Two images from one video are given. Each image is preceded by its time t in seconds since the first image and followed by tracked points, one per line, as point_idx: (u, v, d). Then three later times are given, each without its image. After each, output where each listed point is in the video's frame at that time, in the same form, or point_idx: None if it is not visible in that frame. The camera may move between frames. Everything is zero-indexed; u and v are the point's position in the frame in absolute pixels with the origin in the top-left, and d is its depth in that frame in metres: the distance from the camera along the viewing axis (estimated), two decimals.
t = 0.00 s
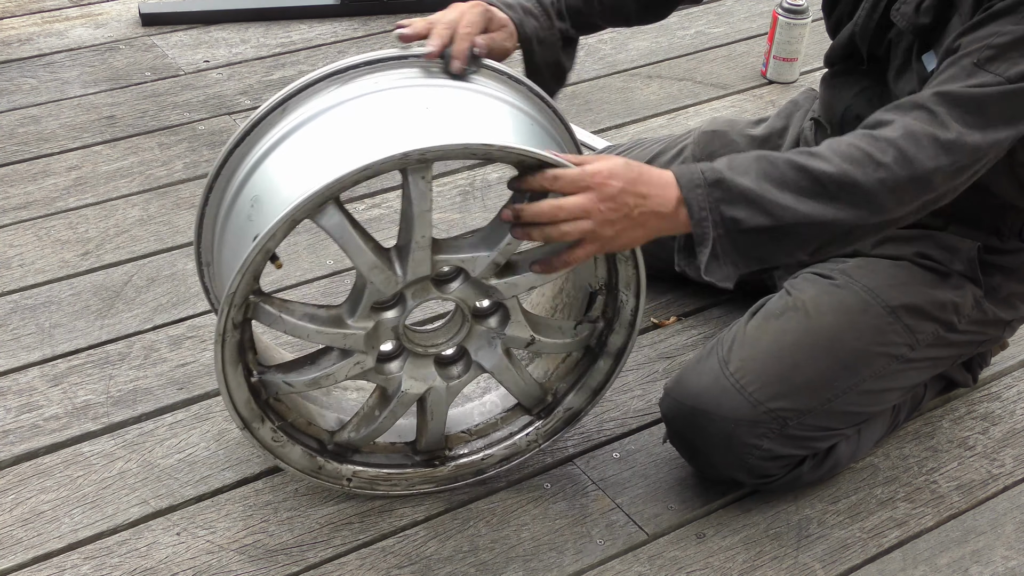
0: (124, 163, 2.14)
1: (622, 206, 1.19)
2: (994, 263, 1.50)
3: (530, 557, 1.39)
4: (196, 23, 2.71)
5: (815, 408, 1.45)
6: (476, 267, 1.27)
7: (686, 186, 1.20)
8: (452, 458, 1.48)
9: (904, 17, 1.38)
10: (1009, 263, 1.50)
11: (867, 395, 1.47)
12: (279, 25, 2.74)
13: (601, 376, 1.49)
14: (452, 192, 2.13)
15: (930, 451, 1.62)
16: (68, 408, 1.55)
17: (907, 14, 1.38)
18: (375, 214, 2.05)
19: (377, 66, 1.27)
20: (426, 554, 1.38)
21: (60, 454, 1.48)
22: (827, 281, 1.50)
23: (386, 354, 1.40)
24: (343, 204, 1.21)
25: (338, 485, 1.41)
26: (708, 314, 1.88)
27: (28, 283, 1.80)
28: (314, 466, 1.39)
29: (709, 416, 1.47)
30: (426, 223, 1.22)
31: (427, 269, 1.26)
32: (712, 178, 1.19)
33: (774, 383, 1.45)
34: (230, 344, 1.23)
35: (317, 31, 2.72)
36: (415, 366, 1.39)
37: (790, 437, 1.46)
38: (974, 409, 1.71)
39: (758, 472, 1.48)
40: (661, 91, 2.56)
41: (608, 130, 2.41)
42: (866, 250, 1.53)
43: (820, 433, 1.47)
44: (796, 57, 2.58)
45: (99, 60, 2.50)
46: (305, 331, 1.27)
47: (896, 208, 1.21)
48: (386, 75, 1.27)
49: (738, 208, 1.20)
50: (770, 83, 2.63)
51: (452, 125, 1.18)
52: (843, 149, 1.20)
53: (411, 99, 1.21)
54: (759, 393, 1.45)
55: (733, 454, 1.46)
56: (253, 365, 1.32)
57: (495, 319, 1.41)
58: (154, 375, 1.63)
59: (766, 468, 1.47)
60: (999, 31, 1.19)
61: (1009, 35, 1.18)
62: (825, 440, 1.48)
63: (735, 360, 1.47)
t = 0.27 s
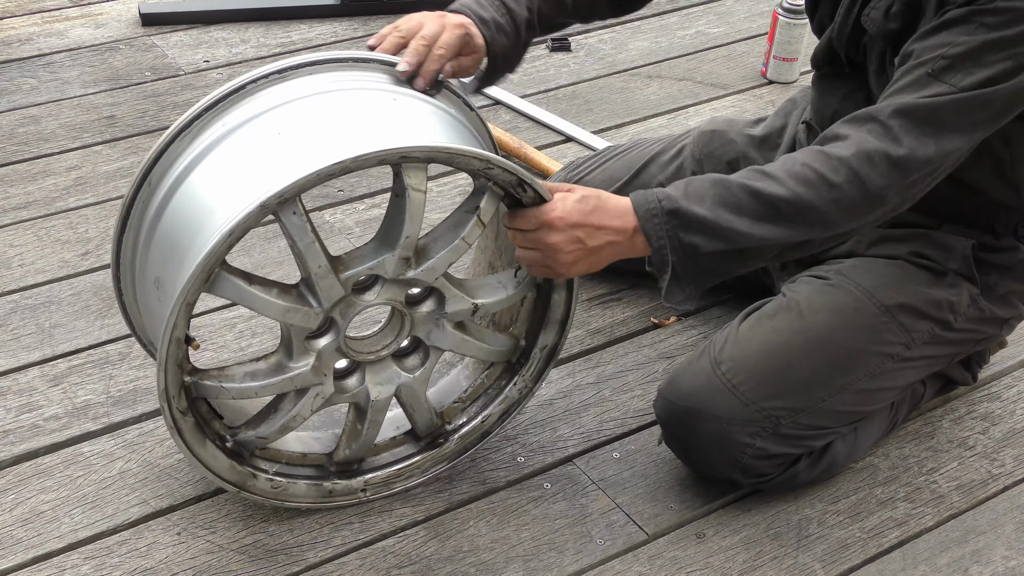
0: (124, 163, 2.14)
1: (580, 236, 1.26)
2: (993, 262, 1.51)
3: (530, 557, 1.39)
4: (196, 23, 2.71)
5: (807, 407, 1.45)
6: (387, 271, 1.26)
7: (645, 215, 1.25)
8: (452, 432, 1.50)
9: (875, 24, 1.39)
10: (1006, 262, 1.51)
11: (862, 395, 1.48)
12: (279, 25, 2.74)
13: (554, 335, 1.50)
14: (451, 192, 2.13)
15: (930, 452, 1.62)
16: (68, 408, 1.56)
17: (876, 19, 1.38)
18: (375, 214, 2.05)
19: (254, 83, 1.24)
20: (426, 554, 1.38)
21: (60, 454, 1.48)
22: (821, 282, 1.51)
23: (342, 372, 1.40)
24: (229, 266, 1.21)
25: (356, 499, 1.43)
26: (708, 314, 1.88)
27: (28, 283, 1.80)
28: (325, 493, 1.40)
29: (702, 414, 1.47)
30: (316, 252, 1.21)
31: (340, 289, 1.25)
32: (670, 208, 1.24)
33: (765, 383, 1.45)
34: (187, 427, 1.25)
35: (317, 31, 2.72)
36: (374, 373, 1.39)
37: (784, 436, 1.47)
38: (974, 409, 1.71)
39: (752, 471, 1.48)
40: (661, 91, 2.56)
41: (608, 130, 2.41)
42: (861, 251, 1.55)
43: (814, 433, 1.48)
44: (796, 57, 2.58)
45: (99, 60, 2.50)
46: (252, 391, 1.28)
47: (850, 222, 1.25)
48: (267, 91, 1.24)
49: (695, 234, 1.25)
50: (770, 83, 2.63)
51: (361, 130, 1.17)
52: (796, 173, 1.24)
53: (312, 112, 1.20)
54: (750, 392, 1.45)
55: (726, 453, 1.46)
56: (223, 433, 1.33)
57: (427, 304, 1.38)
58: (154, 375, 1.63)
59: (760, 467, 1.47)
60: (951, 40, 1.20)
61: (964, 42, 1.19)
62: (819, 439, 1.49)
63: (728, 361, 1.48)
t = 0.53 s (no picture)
0: (124, 163, 2.14)
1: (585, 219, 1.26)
2: (988, 258, 1.50)
3: (530, 557, 1.39)
4: (196, 23, 2.71)
5: (806, 404, 1.45)
6: (387, 272, 1.25)
7: (654, 199, 1.25)
8: (501, 407, 1.51)
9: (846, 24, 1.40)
10: (999, 256, 1.50)
11: (860, 392, 1.48)
12: (278, 25, 2.74)
13: (583, 300, 1.45)
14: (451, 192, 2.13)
15: (930, 452, 1.62)
16: (68, 408, 1.56)
17: (848, 18, 1.40)
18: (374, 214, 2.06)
19: (240, 100, 1.23)
20: (426, 554, 1.38)
21: (60, 454, 1.48)
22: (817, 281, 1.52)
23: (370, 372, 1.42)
24: (229, 294, 1.23)
25: (413, 485, 1.46)
26: (708, 314, 1.88)
27: (28, 283, 1.80)
28: (380, 484, 1.44)
29: (698, 413, 1.46)
30: (309, 267, 1.21)
31: (342, 298, 1.25)
32: (679, 192, 1.25)
33: (762, 381, 1.45)
34: (226, 449, 1.29)
35: (317, 31, 2.72)
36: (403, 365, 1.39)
37: (782, 434, 1.46)
38: (974, 409, 1.71)
39: (750, 470, 1.48)
40: (661, 91, 2.56)
41: (608, 130, 2.41)
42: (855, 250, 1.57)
43: (813, 430, 1.48)
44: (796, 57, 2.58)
45: (99, 60, 2.50)
46: (280, 406, 1.30)
47: (856, 220, 1.26)
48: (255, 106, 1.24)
49: (704, 221, 1.26)
50: (770, 83, 2.63)
51: (353, 130, 1.16)
52: (804, 165, 1.25)
53: (300, 121, 1.19)
54: (748, 389, 1.45)
55: (723, 452, 1.46)
56: (267, 444, 1.37)
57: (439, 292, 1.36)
58: (154, 375, 1.63)
59: (758, 465, 1.47)
60: (927, 32, 1.21)
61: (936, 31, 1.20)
62: (819, 438, 1.49)
63: (724, 360, 1.48)
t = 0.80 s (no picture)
0: (124, 163, 2.14)
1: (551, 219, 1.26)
2: (989, 256, 1.51)
3: (530, 557, 1.39)
4: (196, 23, 2.72)
5: (807, 403, 1.45)
6: (342, 285, 1.25)
7: (617, 189, 1.26)
8: (486, 390, 1.52)
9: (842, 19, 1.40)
10: (1002, 254, 1.50)
11: (862, 391, 1.48)
12: (279, 25, 2.74)
13: (548, 273, 1.43)
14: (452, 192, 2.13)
15: (931, 452, 1.62)
16: (68, 408, 1.56)
17: (841, 8, 1.40)
18: (375, 214, 2.06)
19: (174, 125, 1.20)
20: (426, 554, 1.38)
21: (60, 454, 1.48)
22: (817, 280, 1.53)
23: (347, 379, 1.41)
24: (187, 335, 1.24)
25: (410, 480, 1.47)
26: (708, 314, 1.88)
27: (28, 283, 1.80)
28: (377, 484, 1.44)
29: (701, 412, 1.46)
30: (259, 294, 1.21)
31: (301, 319, 1.25)
32: (642, 178, 1.25)
33: (764, 381, 1.45)
34: (214, 479, 1.30)
35: (317, 31, 2.72)
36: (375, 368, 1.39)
37: (784, 433, 1.46)
38: (974, 409, 1.71)
39: (752, 469, 1.48)
40: (662, 91, 2.56)
41: (609, 130, 2.41)
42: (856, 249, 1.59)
43: (815, 430, 1.48)
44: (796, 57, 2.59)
45: (99, 60, 2.50)
46: (260, 430, 1.30)
47: (824, 190, 1.26)
48: (200, 125, 1.21)
49: (669, 209, 1.26)
50: (770, 83, 2.64)
51: (302, 145, 1.15)
52: (766, 142, 1.25)
53: (250, 131, 1.17)
54: (749, 389, 1.45)
55: (726, 451, 1.46)
56: (258, 464, 1.37)
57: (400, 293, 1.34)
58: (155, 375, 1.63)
59: (760, 465, 1.47)
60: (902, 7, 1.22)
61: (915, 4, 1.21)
62: (820, 437, 1.48)
63: (726, 360, 1.48)
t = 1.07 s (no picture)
0: (124, 163, 2.14)
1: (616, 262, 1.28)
2: (984, 253, 1.49)
3: (530, 557, 1.39)
4: (196, 23, 2.72)
5: (808, 400, 1.46)
6: (398, 271, 1.25)
7: (678, 236, 1.28)
8: (510, 420, 1.49)
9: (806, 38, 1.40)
10: (993, 251, 1.48)
11: (862, 388, 1.48)
12: (278, 25, 2.75)
13: (598, 319, 1.43)
14: (451, 191, 2.13)
15: (931, 452, 1.62)
16: (68, 408, 1.56)
17: (797, 31, 1.41)
18: (374, 214, 2.05)
19: (273, 87, 1.24)
20: (426, 554, 1.38)
21: (60, 454, 1.48)
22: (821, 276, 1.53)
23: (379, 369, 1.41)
24: (239, 277, 1.23)
25: (415, 489, 1.45)
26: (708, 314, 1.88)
27: (28, 283, 1.80)
28: (382, 484, 1.43)
29: (702, 409, 1.47)
30: (318, 258, 1.21)
31: (350, 292, 1.25)
32: (699, 228, 1.28)
33: (765, 378, 1.46)
34: (228, 431, 1.29)
35: (317, 31, 2.72)
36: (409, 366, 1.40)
37: (785, 430, 1.46)
38: (974, 409, 1.70)
39: (753, 466, 1.48)
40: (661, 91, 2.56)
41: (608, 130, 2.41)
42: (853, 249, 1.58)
43: (816, 427, 1.48)
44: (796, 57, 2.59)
45: (99, 60, 2.50)
46: (283, 392, 1.29)
47: (880, 231, 1.26)
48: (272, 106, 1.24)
49: (726, 254, 1.28)
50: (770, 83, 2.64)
51: (358, 131, 1.15)
52: (818, 186, 1.25)
53: (324, 113, 1.19)
54: (751, 385, 1.46)
55: (727, 448, 1.46)
56: (271, 430, 1.37)
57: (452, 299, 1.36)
58: (155, 375, 1.63)
59: (761, 462, 1.47)
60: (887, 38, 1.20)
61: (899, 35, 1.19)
62: (821, 434, 1.48)
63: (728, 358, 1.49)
